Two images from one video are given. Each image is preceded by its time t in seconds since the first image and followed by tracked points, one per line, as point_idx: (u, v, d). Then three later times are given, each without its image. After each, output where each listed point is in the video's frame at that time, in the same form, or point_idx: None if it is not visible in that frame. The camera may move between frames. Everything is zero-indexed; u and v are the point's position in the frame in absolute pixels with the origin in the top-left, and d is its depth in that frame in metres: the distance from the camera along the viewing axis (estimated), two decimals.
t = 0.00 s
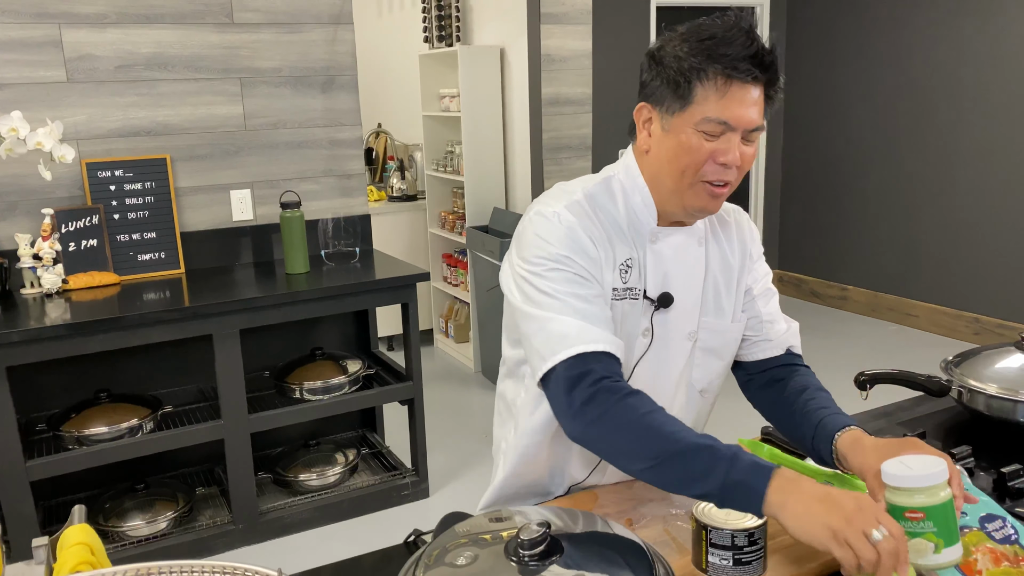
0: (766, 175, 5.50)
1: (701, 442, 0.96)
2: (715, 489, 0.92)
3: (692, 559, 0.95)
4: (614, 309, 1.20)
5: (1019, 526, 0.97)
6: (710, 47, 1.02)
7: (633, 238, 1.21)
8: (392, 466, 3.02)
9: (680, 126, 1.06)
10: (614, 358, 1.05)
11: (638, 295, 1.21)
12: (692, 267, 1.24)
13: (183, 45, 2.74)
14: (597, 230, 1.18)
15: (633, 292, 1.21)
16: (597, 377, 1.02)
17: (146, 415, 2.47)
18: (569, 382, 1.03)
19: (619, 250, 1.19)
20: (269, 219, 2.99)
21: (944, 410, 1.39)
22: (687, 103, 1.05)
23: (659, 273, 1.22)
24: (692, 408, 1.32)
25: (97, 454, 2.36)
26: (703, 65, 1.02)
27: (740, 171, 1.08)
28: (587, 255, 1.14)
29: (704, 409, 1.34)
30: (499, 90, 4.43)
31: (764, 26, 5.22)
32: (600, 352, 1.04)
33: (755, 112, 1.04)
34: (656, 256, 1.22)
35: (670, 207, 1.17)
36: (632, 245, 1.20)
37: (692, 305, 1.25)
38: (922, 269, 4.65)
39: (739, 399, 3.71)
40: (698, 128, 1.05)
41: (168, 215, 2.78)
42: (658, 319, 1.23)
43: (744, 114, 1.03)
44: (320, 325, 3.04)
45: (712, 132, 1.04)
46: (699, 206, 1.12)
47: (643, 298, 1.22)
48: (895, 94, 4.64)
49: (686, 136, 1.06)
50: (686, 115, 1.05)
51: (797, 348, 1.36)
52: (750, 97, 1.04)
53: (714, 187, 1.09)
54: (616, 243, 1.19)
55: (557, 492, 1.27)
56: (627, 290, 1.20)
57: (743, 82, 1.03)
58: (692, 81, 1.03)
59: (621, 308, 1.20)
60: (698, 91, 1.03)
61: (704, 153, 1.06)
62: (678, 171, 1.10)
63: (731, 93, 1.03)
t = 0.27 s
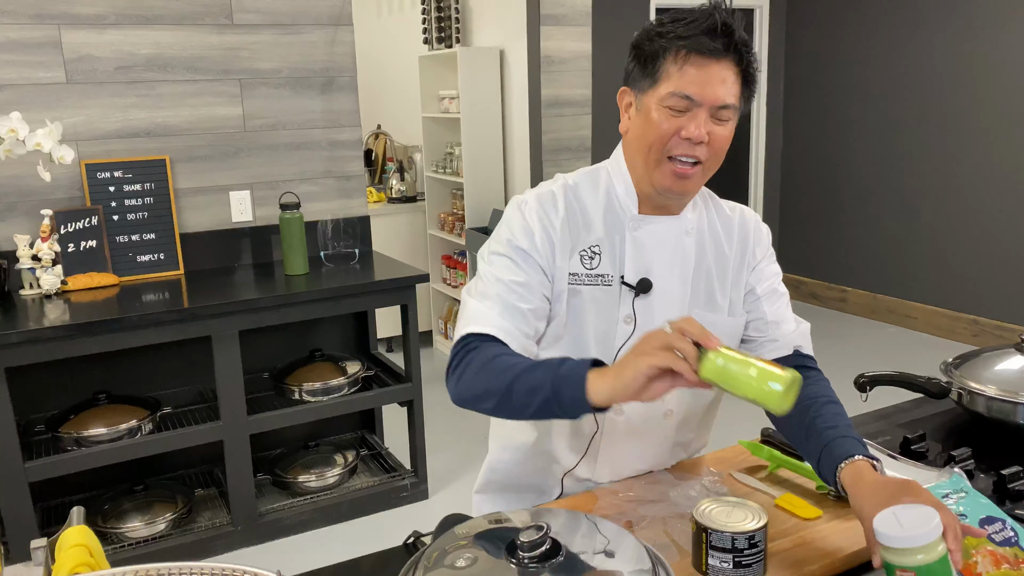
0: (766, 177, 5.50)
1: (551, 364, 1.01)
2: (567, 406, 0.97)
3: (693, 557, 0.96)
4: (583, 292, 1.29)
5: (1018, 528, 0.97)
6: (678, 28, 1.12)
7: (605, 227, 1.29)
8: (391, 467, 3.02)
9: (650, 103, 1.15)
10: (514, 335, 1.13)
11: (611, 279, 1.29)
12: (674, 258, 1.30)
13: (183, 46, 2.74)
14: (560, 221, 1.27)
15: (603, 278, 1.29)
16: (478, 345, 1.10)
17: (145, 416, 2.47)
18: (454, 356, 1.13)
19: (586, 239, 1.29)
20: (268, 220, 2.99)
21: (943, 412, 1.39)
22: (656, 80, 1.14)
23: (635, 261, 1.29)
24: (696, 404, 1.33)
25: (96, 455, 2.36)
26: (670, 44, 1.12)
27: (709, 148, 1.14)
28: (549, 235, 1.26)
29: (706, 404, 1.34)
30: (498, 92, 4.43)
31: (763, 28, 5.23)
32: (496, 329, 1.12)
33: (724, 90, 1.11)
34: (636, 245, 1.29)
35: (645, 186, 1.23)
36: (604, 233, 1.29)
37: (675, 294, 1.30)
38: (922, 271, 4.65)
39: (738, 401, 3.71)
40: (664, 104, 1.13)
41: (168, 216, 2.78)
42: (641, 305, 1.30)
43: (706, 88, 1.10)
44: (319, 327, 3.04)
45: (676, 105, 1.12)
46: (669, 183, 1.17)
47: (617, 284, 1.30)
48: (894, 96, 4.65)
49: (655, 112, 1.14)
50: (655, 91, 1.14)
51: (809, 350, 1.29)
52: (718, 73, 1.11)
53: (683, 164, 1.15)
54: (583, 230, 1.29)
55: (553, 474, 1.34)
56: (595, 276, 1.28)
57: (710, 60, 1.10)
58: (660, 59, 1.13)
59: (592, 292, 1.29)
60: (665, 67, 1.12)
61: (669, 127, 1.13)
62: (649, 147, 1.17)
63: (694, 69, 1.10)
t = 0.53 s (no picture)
0: (765, 181, 5.51)
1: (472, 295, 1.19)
2: (475, 327, 1.15)
3: (694, 561, 0.96)
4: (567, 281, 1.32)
5: (1016, 533, 0.98)
6: (652, 23, 1.19)
7: (591, 219, 1.33)
8: (392, 471, 3.02)
9: (626, 95, 1.22)
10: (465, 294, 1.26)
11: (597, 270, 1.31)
12: (661, 250, 1.30)
13: (184, 49, 2.75)
14: (544, 213, 1.35)
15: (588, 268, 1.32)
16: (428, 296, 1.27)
17: (146, 419, 2.47)
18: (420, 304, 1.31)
19: (570, 231, 1.34)
20: (269, 223, 3.00)
21: (943, 417, 1.40)
22: (631, 75, 1.22)
23: (621, 253, 1.30)
24: (688, 399, 1.33)
25: (97, 458, 2.36)
26: (642, 39, 1.20)
27: (679, 137, 1.18)
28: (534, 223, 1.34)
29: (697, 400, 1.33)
30: (499, 95, 4.44)
31: (763, 31, 5.24)
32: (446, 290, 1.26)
33: (693, 80, 1.17)
34: (623, 238, 1.30)
35: (626, 179, 1.28)
36: (591, 225, 1.33)
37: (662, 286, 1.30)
38: (922, 275, 4.65)
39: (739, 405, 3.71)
40: (636, 94, 1.19)
41: (169, 219, 2.78)
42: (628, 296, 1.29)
43: (671, 76, 1.16)
44: (319, 329, 3.04)
45: (645, 94, 1.19)
46: (642, 171, 1.21)
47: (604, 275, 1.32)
48: (894, 100, 4.66)
49: (628, 103, 1.21)
50: (630, 84, 1.21)
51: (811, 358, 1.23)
52: (687, 64, 1.17)
53: (654, 152, 1.20)
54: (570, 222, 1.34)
55: (545, 464, 1.35)
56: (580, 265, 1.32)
57: (681, 52, 1.17)
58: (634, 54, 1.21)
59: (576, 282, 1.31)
60: (637, 61, 1.20)
61: (638, 115, 1.19)
62: (624, 137, 1.22)
63: (660, 60, 1.17)
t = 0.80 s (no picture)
0: (765, 184, 5.51)
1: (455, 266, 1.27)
2: (456, 292, 1.21)
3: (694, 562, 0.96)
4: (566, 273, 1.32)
5: (1016, 535, 0.98)
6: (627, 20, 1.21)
7: (591, 211, 1.34)
8: (391, 473, 3.02)
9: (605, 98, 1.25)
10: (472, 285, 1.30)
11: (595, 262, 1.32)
12: (659, 241, 1.29)
13: (184, 51, 2.75)
14: (543, 207, 1.37)
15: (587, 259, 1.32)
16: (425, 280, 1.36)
17: (146, 421, 2.47)
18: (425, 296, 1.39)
19: (568, 223, 1.35)
20: (268, 225, 3.00)
21: (943, 419, 1.40)
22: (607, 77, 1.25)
23: (619, 243, 1.30)
24: (685, 391, 1.32)
25: (96, 460, 2.36)
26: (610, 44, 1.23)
27: (656, 133, 1.20)
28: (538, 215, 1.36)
29: (693, 393, 1.32)
30: (499, 97, 4.44)
31: (762, 34, 5.25)
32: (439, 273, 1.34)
33: (668, 76, 1.18)
34: (621, 229, 1.30)
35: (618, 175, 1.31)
36: (591, 216, 1.34)
37: (659, 276, 1.29)
38: (921, 278, 4.66)
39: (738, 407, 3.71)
40: (610, 97, 1.23)
41: (168, 221, 2.78)
42: (625, 287, 1.28)
43: (637, 76, 1.19)
44: (318, 331, 3.04)
45: (617, 96, 1.22)
46: (626, 168, 1.24)
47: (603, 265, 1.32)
48: (893, 103, 4.66)
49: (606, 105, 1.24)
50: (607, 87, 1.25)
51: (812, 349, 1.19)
52: (662, 61, 1.18)
53: (632, 147, 1.22)
54: (571, 214, 1.36)
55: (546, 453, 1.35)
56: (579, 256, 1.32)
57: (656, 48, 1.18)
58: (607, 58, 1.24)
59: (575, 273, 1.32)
60: (609, 66, 1.24)
61: (613, 117, 1.22)
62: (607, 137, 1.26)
63: (627, 62, 1.20)
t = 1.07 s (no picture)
0: (762, 187, 5.52)
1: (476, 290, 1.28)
2: (487, 316, 1.22)
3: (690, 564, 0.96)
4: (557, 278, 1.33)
5: (1013, 540, 0.98)
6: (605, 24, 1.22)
7: (578, 216, 1.34)
8: (388, 475, 3.02)
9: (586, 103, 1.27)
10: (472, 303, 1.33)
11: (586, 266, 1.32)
12: (649, 243, 1.30)
13: (183, 53, 2.75)
14: (533, 214, 1.37)
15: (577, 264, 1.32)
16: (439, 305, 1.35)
17: (142, 423, 2.46)
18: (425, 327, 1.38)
19: (558, 229, 1.35)
20: (266, 227, 2.99)
21: (940, 423, 1.40)
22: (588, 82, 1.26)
23: (609, 245, 1.30)
24: (680, 391, 1.33)
25: (93, 462, 2.36)
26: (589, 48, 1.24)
27: (637, 133, 1.21)
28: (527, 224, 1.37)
29: (685, 389, 1.33)
30: (497, 100, 4.45)
31: (760, 38, 5.26)
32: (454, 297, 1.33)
33: (648, 75, 1.19)
34: (609, 231, 1.30)
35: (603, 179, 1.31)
36: (578, 221, 1.34)
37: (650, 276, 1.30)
38: (918, 281, 4.67)
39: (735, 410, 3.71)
40: (591, 100, 1.24)
41: (166, 223, 2.78)
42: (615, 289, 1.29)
43: (615, 78, 1.20)
44: (316, 334, 3.04)
45: (597, 99, 1.23)
46: (609, 169, 1.24)
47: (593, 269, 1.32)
48: (891, 107, 4.67)
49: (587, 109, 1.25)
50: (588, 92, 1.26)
51: (801, 363, 1.27)
52: (642, 60, 1.20)
53: (613, 148, 1.22)
54: (559, 220, 1.36)
55: (548, 460, 1.35)
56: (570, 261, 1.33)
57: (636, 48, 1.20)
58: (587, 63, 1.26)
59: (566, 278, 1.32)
60: (590, 70, 1.25)
61: (593, 120, 1.23)
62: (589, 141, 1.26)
63: (605, 65, 1.22)
